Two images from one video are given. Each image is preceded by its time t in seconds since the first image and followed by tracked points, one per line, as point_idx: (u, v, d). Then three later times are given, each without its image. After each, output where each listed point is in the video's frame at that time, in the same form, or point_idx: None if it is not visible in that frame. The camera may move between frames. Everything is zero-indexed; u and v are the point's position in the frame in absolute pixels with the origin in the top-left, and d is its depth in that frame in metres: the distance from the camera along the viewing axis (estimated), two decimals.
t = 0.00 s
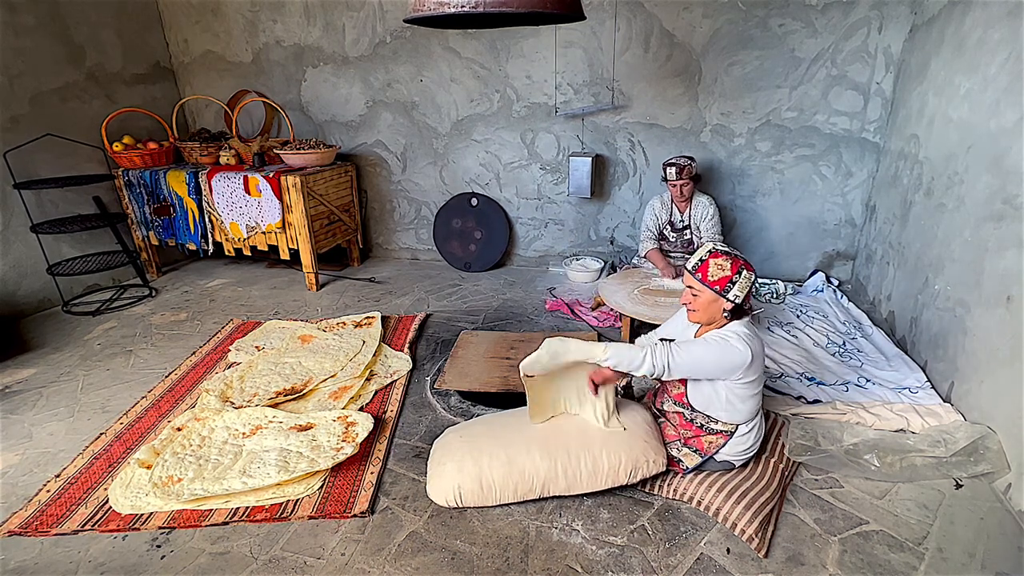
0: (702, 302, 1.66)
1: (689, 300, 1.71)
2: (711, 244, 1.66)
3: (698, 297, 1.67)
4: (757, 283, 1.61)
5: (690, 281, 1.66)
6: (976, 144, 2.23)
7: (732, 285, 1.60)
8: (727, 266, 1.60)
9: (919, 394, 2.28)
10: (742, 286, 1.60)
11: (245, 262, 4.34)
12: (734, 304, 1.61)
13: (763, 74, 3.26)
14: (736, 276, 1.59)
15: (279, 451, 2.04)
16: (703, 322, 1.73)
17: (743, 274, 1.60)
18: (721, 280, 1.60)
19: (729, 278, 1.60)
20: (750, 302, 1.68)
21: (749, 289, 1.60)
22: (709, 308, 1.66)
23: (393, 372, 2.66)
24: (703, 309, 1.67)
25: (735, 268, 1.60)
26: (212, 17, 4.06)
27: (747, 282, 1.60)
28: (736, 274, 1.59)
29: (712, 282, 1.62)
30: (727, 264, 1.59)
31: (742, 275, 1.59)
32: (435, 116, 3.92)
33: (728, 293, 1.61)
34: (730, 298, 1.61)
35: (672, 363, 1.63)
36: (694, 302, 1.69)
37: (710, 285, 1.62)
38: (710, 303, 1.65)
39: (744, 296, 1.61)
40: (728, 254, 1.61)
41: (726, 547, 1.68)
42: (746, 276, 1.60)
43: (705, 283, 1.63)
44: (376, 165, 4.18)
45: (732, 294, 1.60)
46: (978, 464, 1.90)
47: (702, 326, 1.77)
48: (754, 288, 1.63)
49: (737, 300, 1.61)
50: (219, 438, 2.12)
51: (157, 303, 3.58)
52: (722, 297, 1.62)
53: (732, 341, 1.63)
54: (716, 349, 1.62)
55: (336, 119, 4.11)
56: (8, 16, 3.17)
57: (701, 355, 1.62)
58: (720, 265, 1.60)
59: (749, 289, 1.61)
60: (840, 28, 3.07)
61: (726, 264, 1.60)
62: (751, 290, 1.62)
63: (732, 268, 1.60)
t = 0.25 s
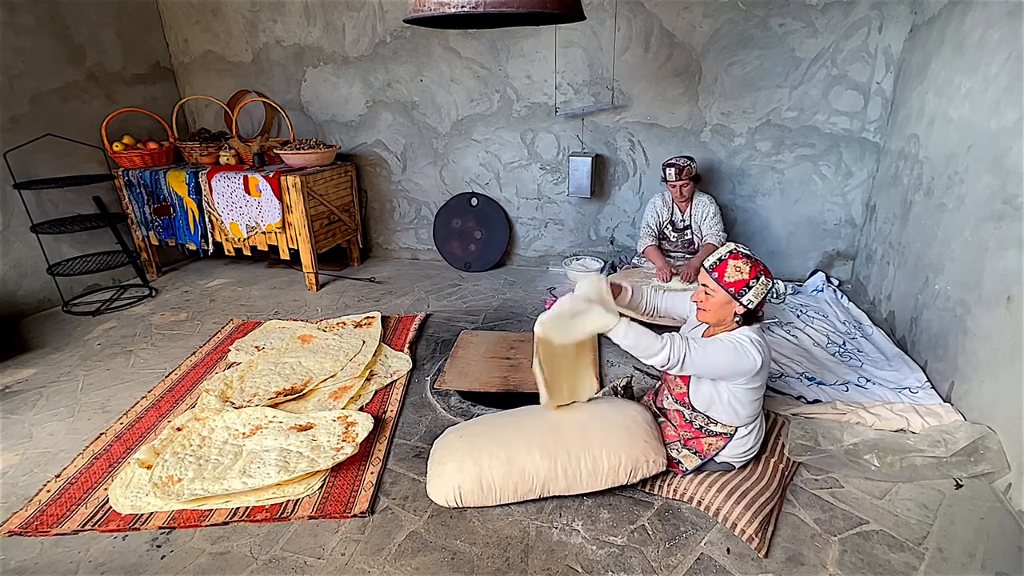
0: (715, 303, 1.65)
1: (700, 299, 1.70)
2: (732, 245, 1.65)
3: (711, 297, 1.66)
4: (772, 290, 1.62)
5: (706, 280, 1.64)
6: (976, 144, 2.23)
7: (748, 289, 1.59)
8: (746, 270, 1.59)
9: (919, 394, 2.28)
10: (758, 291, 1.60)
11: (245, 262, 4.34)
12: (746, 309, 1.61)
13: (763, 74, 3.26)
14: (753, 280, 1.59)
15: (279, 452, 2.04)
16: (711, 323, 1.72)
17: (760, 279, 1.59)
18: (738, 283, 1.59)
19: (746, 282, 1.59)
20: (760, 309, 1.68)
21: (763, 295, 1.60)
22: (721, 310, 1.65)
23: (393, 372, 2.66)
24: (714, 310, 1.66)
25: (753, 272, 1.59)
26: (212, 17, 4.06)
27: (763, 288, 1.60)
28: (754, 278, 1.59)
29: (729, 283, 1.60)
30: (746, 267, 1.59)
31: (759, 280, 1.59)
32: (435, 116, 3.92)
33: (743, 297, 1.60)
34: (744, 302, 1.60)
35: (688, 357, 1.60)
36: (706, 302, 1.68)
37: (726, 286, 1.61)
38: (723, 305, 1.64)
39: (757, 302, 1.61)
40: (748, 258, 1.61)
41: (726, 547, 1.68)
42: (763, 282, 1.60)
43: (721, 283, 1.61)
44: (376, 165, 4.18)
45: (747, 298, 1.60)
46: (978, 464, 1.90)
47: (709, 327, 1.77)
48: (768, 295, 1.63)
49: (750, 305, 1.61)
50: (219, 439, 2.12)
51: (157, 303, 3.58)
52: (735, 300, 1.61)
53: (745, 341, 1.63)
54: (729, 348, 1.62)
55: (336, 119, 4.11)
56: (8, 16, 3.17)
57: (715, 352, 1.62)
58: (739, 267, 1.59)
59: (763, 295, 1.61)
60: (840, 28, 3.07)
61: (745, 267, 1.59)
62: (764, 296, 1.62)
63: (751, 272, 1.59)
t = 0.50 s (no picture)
0: (715, 305, 1.65)
1: (701, 300, 1.70)
2: (734, 247, 1.65)
3: (712, 298, 1.66)
4: (773, 292, 1.62)
5: (707, 281, 1.65)
6: (976, 144, 2.23)
7: (749, 290, 1.59)
8: (747, 271, 1.59)
9: (919, 394, 2.28)
10: (759, 293, 1.60)
11: (245, 262, 4.34)
12: (747, 310, 1.61)
13: (763, 73, 3.26)
14: (754, 282, 1.59)
15: (279, 451, 2.04)
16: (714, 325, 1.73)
17: (760, 281, 1.59)
18: (739, 285, 1.59)
19: (747, 283, 1.59)
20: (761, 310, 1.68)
21: (764, 297, 1.60)
22: (721, 311, 1.65)
23: (393, 372, 2.66)
24: (715, 311, 1.66)
25: (754, 274, 1.59)
26: (212, 17, 4.06)
27: (765, 290, 1.60)
28: (755, 280, 1.59)
29: (729, 285, 1.61)
30: (747, 269, 1.59)
31: (760, 282, 1.59)
32: (435, 116, 3.92)
33: (743, 298, 1.60)
34: (744, 303, 1.60)
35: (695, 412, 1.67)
36: (706, 303, 1.68)
37: (727, 288, 1.61)
38: (723, 306, 1.64)
39: (757, 303, 1.61)
40: (749, 259, 1.61)
41: (726, 547, 1.68)
42: (764, 284, 1.60)
43: (722, 285, 1.62)
44: (376, 165, 4.18)
45: (747, 300, 1.60)
46: (978, 464, 1.90)
47: (712, 329, 1.77)
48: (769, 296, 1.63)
49: (751, 306, 1.61)
50: (219, 438, 2.12)
51: (157, 303, 3.58)
52: (736, 301, 1.61)
53: (741, 366, 1.62)
54: (727, 377, 1.63)
55: (336, 119, 4.11)
56: (8, 16, 3.17)
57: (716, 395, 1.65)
58: (740, 268, 1.60)
59: (764, 297, 1.61)
60: (840, 28, 3.07)
61: (746, 269, 1.59)
62: (766, 298, 1.62)
63: (752, 274, 1.59)
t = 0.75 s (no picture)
0: (699, 308, 1.71)
1: (685, 308, 1.76)
2: (701, 251, 1.73)
3: (694, 303, 1.72)
4: (750, 283, 1.67)
5: (684, 289, 1.72)
6: (977, 144, 2.23)
7: (725, 288, 1.65)
8: (717, 271, 1.66)
9: (919, 394, 2.28)
10: (735, 287, 1.65)
11: (245, 262, 4.34)
12: (729, 307, 1.66)
13: (763, 73, 3.26)
14: (727, 278, 1.65)
15: (279, 452, 2.04)
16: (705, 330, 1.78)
17: (733, 276, 1.66)
18: (714, 285, 1.66)
19: (721, 281, 1.66)
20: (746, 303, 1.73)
21: (742, 290, 1.66)
22: (706, 313, 1.71)
23: (394, 372, 2.66)
24: (701, 315, 1.71)
25: (725, 272, 1.66)
26: (212, 17, 4.06)
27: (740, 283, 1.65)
28: (728, 277, 1.65)
29: (705, 287, 1.67)
30: (717, 269, 1.66)
31: (733, 277, 1.65)
32: (435, 116, 3.92)
33: (722, 297, 1.66)
34: (725, 301, 1.66)
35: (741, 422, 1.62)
36: (690, 308, 1.73)
37: (704, 290, 1.67)
38: (706, 308, 1.70)
39: (738, 298, 1.66)
40: (717, 259, 1.68)
41: (726, 547, 1.68)
42: (738, 278, 1.66)
43: (698, 289, 1.69)
44: (376, 165, 4.17)
45: (726, 297, 1.66)
46: (978, 464, 1.90)
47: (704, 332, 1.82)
48: (748, 288, 1.68)
49: (732, 302, 1.66)
50: (220, 438, 2.12)
51: (157, 303, 3.58)
52: (717, 301, 1.67)
53: (748, 361, 1.65)
54: (743, 377, 1.63)
55: (336, 119, 4.11)
56: (8, 16, 3.17)
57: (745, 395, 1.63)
58: (710, 270, 1.67)
59: (743, 289, 1.67)
60: (840, 27, 3.07)
61: (716, 269, 1.66)
62: (744, 290, 1.67)
63: (723, 272, 1.66)
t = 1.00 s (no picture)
0: (683, 309, 1.69)
1: (671, 308, 1.74)
2: (683, 251, 1.71)
3: (678, 304, 1.70)
4: (734, 282, 1.65)
5: (668, 290, 1.70)
6: (977, 144, 2.23)
7: (708, 288, 1.63)
8: (700, 271, 1.64)
9: (920, 394, 2.28)
10: (719, 287, 1.63)
11: (245, 262, 4.34)
12: (714, 306, 1.64)
13: (763, 73, 3.26)
14: (710, 278, 1.63)
15: (279, 451, 2.04)
16: (692, 329, 1.76)
17: (716, 276, 1.63)
18: (697, 285, 1.64)
19: (703, 281, 1.63)
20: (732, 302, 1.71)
21: (726, 289, 1.63)
22: (691, 314, 1.69)
23: (393, 372, 2.65)
24: (686, 315, 1.69)
25: (708, 271, 1.64)
26: (212, 17, 4.06)
27: (723, 282, 1.63)
28: (710, 276, 1.63)
29: (688, 288, 1.65)
30: (699, 269, 1.64)
31: (716, 277, 1.63)
32: (435, 116, 3.92)
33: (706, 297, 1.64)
34: (709, 301, 1.64)
35: (709, 405, 1.58)
36: (675, 309, 1.72)
37: (687, 291, 1.65)
38: (691, 308, 1.68)
39: (722, 297, 1.64)
40: (700, 259, 1.66)
41: (726, 547, 1.68)
42: (721, 277, 1.63)
43: (681, 290, 1.66)
44: (376, 165, 4.17)
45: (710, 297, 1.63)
46: (978, 464, 1.90)
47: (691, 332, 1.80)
48: (732, 287, 1.66)
49: (716, 302, 1.64)
50: (219, 438, 2.12)
51: (157, 303, 3.58)
52: (700, 301, 1.65)
53: (729, 351, 1.65)
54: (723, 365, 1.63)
55: (335, 119, 4.11)
56: (8, 16, 3.17)
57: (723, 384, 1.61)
58: (693, 270, 1.65)
59: (727, 288, 1.64)
60: (840, 27, 3.07)
61: (699, 268, 1.64)
62: (729, 289, 1.65)
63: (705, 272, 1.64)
